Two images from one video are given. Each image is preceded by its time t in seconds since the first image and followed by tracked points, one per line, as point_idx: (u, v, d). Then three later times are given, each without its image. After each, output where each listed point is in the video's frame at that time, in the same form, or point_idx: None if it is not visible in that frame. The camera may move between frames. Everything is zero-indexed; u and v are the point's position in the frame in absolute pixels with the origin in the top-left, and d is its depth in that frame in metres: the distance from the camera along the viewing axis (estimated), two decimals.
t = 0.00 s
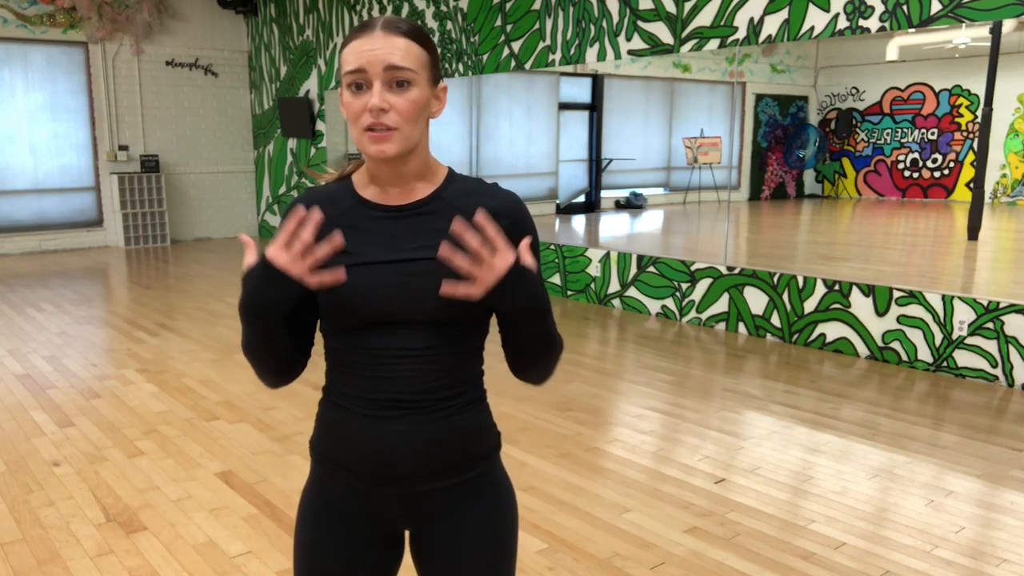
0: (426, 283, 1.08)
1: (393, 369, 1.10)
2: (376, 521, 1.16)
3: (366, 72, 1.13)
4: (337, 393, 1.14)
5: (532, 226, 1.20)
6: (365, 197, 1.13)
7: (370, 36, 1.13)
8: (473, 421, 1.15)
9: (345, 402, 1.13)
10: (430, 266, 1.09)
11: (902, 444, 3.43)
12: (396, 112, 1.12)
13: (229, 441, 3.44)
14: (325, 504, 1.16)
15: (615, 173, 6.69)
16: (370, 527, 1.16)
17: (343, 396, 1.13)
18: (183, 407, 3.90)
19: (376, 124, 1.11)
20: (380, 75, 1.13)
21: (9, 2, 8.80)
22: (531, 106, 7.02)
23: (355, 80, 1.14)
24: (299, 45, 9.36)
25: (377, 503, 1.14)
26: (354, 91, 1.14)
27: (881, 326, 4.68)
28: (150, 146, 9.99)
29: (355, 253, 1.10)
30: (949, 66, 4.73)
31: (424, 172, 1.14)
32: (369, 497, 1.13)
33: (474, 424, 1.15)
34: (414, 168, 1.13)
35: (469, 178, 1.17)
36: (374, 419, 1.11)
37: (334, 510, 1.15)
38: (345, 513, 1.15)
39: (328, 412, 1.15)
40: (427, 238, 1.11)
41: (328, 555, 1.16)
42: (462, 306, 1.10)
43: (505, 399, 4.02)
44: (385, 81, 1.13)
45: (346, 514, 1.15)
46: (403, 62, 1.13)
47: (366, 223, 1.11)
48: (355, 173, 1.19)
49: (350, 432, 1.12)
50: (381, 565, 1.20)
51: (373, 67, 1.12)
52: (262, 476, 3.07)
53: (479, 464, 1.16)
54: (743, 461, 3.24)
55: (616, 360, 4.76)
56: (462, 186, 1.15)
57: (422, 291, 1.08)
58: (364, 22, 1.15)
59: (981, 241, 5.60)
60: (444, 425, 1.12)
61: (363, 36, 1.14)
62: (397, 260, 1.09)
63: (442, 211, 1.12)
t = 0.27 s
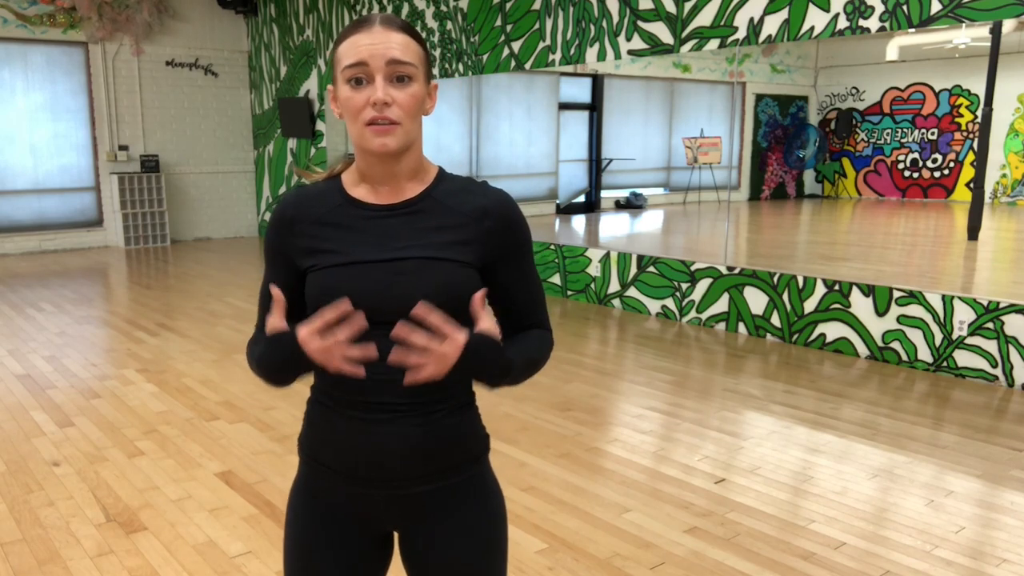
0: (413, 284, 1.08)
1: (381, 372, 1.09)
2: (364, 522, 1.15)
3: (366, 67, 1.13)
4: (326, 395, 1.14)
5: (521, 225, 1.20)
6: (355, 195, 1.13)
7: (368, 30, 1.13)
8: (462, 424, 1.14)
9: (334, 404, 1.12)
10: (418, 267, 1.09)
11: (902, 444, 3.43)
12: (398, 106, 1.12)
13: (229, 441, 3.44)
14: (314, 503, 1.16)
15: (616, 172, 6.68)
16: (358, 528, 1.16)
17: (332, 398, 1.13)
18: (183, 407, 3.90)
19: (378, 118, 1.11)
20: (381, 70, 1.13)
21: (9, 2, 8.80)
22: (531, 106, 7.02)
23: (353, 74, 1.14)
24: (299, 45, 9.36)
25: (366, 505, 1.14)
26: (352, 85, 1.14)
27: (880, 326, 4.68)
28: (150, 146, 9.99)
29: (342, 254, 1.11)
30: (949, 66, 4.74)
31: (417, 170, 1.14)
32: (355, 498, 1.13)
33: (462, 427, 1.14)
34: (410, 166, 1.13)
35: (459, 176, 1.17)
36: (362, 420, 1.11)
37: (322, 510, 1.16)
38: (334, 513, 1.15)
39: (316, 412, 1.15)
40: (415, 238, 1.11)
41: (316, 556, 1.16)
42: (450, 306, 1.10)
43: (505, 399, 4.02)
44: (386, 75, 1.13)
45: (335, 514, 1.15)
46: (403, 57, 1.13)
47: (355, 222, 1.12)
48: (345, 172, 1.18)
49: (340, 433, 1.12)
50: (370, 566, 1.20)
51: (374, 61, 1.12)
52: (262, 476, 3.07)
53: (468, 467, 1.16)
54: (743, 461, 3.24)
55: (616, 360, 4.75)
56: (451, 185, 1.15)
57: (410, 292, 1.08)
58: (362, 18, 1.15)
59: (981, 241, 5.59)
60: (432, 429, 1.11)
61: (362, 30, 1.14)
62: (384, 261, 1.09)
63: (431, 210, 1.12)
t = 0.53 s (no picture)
0: (407, 285, 1.09)
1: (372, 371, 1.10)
2: (349, 524, 1.16)
3: (361, 73, 1.13)
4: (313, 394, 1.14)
5: (514, 228, 1.20)
6: (350, 197, 1.14)
7: (362, 36, 1.13)
8: (448, 427, 1.15)
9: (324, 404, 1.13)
10: (413, 267, 1.09)
11: (902, 444, 3.43)
12: (396, 113, 1.12)
13: (229, 441, 3.44)
14: (299, 503, 1.16)
15: (618, 173, 6.54)
16: (345, 529, 1.16)
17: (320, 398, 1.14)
18: (183, 407, 3.90)
19: (376, 126, 1.12)
20: (378, 76, 1.13)
21: (9, 2, 8.80)
22: (531, 107, 7.03)
23: (348, 79, 1.13)
24: (300, 45, 9.37)
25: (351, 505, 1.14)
26: (347, 91, 1.14)
27: (880, 326, 4.68)
28: (150, 146, 9.99)
29: (337, 254, 1.10)
30: (949, 66, 4.74)
31: (411, 173, 1.15)
32: (343, 498, 1.13)
33: (448, 430, 1.15)
34: (406, 169, 1.14)
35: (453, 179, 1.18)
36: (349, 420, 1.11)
37: (309, 510, 1.16)
38: (319, 512, 1.15)
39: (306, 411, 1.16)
40: (410, 239, 1.11)
41: (303, 554, 1.16)
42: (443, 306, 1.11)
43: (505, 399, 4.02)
44: (382, 82, 1.13)
45: (320, 514, 1.15)
46: (397, 63, 1.13)
47: (350, 222, 1.11)
48: (339, 173, 1.19)
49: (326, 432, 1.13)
50: (357, 568, 1.20)
51: (370, 67, 1.12)
52: (262, 476, 3.07)
53: (453, 471, 1.16)
54: (743, 461, 3.24)
55: (616, 360, 4.75)
56: (446, 186, 1.15)
57: (404, 292, 1.09)
58: (354, 22, 1.14)
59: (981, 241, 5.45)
60: (420, 430, 1.12)
61: (356, 35, 1.13)
62: (378, 261, 1.09)
63: (425, 211, 1.13)
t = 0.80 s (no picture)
0: (396, 288, 1.09)
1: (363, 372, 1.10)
2: (336, 522, 1.16)
3: (361, 74, 1.13)
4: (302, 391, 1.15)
5: (502, 230, 1.20)
6: (339, 199, 1.13)
7: (365, 37, 1.13)
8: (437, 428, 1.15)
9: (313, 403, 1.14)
10: (403, 270, 1.10)
11: (902, 444, 3.43)
12: (392, 117, 1.12)
13: (229, 441, 3.44)
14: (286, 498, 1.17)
15: (616, 173, 6.58)
16: (332, 527, 1.16)
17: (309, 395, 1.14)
18: (183, 407, 3.90)
19: (372, 127, 1.12)
20: (377, 79, 1.13)
21: (9, 2, 8.80)
22: (530, 107, 7.02)
23: (347, 80, 1.13)
24: (299, 45, 9.37)
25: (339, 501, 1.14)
26: (345, 91, 1.13)
27: (880, 326, 4.68)
28: (150, 146, 9.99)
29: (327, 256, 1.10)
30: (949, 66, 4.74)
31: (402, 177, 1.14)
32: (332, 495, 1.14)
33: (436, 430, 1.15)
34: (397, 173, 1.13)
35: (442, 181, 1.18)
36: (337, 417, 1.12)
37: (297, 507, 1.16)
38: (306, 509, 1.16)
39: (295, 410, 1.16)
40: (399, 241, 1.11)
41: (291, 552, 1.17)
42: (432, 307, 1.11)
43: (505, 399, 4.02)
44: (381, 85, 1.13)
45: (307, 511, 1.16)
46: (398, 67, 1.14)
47: (339, 226, 1.11)
48: (328, 174, 1.18)
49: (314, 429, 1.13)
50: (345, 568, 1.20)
51: (371, 69, 1.12)
52: (262, 476, 3.07)
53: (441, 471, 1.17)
54: (743, 461, 3.24)
55: (616, 360, 4.75)
56: (434, 189, 1.16)
57: (393, 295, 1.09)
58: (357, 24, 1.15)
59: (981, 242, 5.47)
60: (408, 430, 1.13)
61: (358, 37, 1.13)
62: (368, 263, 1.09)
63: (415, 214, 1.13)
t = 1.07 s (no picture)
0: (388, 295, 1.09)
1: (355, 378, 1.11)
2: (325, 522, 1.16)
3: (358, 83, 1.12)
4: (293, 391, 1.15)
5: (495, 235, 1.20)
6: (331, 206, 1.13)
7: (363, 46, 1.13)
8: (427, 431, 1.15)
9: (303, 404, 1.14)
10: (394, 276, 1.10)
11: (902, 444, 3.43)
12: (387, 127, 1.12)
13: (229, 441, 3.44)
14: (275, 497, 1.17)
15: (617, 173, 6.51)
16: (320, 526, 1.16)
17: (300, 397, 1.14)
18: (183, 407, 3.90)
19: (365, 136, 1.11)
20: (374, 88, 1.12)
21: (9, 2, 8.79)
22: (530, 107, 7.01)
23: (343, 87, 1.13)
24: (299, 44, 9.37)
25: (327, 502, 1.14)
26: (341, 99, 1.13)
27: (880, 326, 4.68)
28: (150, 146, 9.99)
29: (320, 263, 1.10)
30: (949, 66, 4.74)
31: (394, 186, 1.14)
32: (321, 494, 1.14)
33: (426, 433, 1.15)
34: (389, 181, 1.13)
35: (435, 187, 1.18)
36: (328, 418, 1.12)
37: (285, 505, 1.16)
38: (295, 508, 1.16)
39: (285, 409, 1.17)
40: (391, 247, 1.11)
41: (279, 550, 1.17)
42: (424, 313, 1.11)
43: (505, 399, 4.02)
44: (378, 94, 1.13)
45: (297, 511, 1.16)
46: (395, 77, 1.13)
47: (332, 232, 1.12)
48: (320, 181, 1.17)
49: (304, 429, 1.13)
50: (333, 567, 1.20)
51: (368, 78, 1.12)
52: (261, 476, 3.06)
53: (431, 474, 1.16)
54: (743, 462, 3.24)
55: (616, 360, 4.75)
56: (427, 195, 1.15)
57: (385, 302, 1.09)
58: (355, 32, 1.14)
59: (981, 241, 5.42)
60: (397, 433, 1.12)
61: (356, 45, 1.13)
62: (360, 269, 1.09)
63: (407, 220, 1.13)
